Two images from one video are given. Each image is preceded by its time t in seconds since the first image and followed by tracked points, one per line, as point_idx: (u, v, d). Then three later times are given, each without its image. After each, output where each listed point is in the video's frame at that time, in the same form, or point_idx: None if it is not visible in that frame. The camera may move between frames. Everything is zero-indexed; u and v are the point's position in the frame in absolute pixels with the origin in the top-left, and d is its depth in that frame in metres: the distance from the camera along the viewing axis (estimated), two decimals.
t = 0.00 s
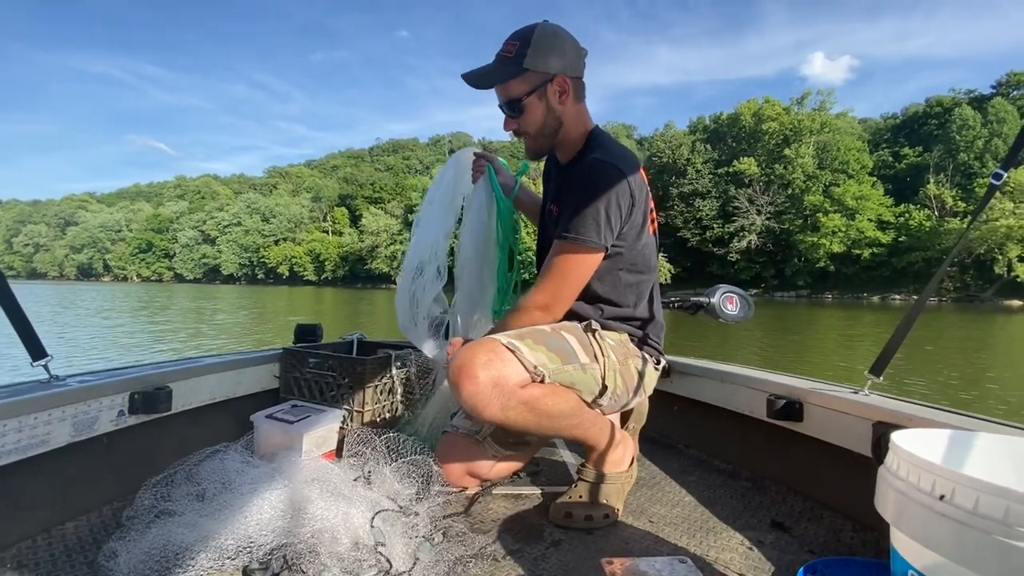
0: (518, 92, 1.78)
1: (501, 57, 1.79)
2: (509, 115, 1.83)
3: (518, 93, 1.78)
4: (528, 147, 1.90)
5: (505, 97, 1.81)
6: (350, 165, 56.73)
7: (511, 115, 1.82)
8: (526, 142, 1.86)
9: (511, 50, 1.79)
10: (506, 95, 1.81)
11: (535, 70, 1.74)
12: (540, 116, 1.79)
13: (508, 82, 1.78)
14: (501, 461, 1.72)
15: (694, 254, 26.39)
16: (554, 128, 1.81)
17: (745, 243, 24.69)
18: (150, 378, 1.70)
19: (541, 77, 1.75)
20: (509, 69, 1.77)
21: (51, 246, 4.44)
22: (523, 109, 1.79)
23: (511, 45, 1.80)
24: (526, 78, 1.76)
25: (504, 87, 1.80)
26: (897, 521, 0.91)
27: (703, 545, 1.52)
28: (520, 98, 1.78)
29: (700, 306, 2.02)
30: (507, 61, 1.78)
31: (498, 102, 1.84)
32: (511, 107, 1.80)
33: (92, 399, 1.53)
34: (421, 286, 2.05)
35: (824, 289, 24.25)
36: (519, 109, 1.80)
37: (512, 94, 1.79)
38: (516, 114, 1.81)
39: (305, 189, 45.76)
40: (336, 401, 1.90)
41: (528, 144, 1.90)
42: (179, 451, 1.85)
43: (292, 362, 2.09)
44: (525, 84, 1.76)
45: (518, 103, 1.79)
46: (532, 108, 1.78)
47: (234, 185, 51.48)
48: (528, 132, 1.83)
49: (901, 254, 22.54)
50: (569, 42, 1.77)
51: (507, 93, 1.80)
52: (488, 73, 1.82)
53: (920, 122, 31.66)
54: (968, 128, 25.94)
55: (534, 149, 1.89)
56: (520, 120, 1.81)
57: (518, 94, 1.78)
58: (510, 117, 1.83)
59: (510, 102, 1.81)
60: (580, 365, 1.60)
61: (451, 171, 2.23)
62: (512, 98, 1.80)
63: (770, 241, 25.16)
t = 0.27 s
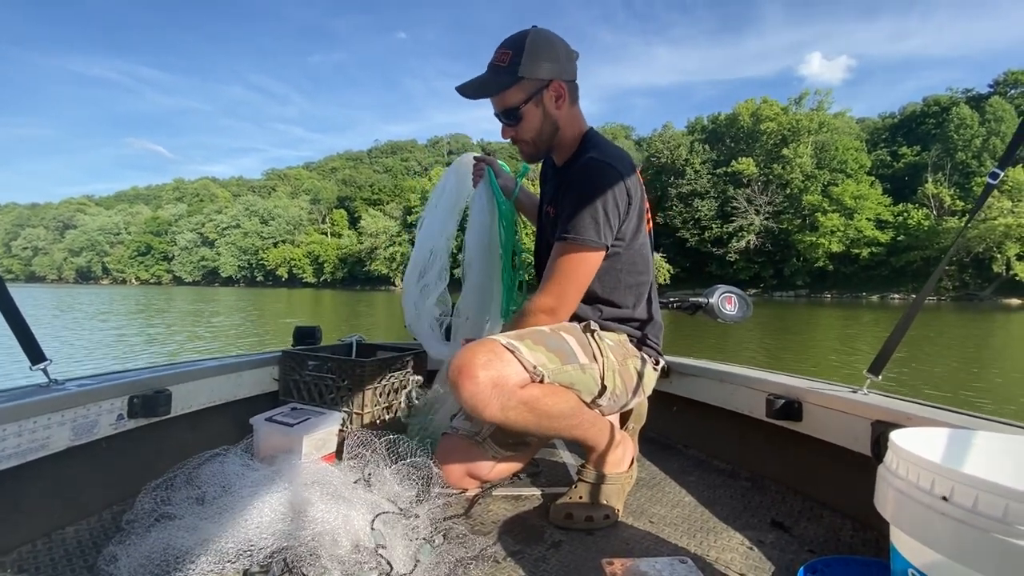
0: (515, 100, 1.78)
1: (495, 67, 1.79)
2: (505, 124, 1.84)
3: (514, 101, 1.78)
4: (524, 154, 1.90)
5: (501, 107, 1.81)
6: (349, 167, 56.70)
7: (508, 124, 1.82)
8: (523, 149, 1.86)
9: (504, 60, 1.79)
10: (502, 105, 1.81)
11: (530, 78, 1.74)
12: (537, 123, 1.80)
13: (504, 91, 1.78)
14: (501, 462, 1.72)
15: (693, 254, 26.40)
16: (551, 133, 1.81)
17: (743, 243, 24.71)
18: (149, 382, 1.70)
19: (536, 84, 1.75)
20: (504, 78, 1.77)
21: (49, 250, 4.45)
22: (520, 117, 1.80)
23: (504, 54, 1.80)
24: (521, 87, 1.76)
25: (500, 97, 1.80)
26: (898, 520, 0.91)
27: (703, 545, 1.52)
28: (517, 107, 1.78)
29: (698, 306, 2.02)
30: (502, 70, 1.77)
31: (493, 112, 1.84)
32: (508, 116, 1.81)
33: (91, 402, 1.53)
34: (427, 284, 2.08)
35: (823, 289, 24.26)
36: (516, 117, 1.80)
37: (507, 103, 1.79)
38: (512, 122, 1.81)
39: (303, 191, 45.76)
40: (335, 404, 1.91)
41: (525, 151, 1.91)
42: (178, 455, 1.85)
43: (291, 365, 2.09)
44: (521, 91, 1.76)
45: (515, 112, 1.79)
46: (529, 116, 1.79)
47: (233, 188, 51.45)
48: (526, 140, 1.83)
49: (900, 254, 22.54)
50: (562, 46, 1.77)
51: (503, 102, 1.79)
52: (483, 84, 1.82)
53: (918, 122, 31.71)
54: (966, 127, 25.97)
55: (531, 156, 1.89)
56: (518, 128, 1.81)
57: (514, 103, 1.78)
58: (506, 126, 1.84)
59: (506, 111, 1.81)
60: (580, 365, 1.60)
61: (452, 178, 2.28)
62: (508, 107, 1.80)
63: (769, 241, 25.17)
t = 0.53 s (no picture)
0: (512, 100, 1.77)
1: (492, 67, 1.78)
2: (502, 125, 1.83)
3: (512, 102, 1.77)
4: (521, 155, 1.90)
5: (498, 106, 1.80)
6: (348, 169, 56.73)
7: (505, 125, 1.81)
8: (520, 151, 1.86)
9: (501, 58, 1.78)
10: (499, 105, 1.80)
11: (528, 79, 1.74)
12: (536, 122, 1.79)
13: (502, 92, 1.77)
14: (501, 462, 1.71)
15: (692, 254, 26.43)
16: (549, 133, 1.82)
17: (742, 243, 24.73)
18: (147, 383, 1.70)
19: (534, 84, 1.76)
20: (503, 78, 1.76)
21: (48, 253, 4.45)
22: (518, 117, 1.79)
23: (501, 54, 1.79)
24: (520, 87, 1.75)
25: (497, 98, 1.79)
26: (895, 516, 0.91)
27: (703, 544, 1.52)
28: (515, 106, 1.78)
29: (697, 305, 2.02)
30: (499, 71, 1.77)
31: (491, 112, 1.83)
32: (506, 116, 1.80)
33: (89, 404, 1.53)
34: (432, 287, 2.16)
35: (822, 288, 24.26)
36: (514, 117, 1.79)
37: (505, 103, 1.78)
38: (510, 122, 1.81)
39: (302, 193, 45.79)
40: (334, 405, 1.91)
41: (521, 152, 1.90)
42: (176, 456, 1.84)
43: (289, 366, 2.09)
44: (519, 92, 1.76)
45: (513, 113, 1.78)
46: (528, 116, 1.78)
47: (232, 190, 51.44)
48: (524, 141, 1.83)
49: (899, 252, 22.57)
50: (558, 46, 1.77)
51: (502, 102, 1.78)
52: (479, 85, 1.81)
53: (916, 121, 31.76)
54: (964, 125, 26.02)
55: (529, 156, 1.88)
56: (516, 128, 1.81)
57: (512, 103, 1.77)
58: (503, 128, 1.83)
59: (503, 111, 1.80)
60: (579, 365, 1.60)
61: (448, 177, 2.30)
62: (506, 107, 1.79)
63: (768, 241, 25.19)
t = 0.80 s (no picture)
0: (536, 80, 1.78)
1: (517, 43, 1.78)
2: (516, 104, 1.81)
3: (535, 80, 1.77)
4: (522, 143, 1.88)
5: (516, 84, 1.79)
6: (346, 169, 56.68)
7: (520, 104, 1.80)
8: (527, 137, 1.84)
9: (529, 37, 1.80)
10: (517, 82, 1.79)
11: (553, 62, 1.78)
12: (550, 109, 1.80)
13: (527, 68, 1.77)
14: (501, 461, 1.71)
15: (691, 252, 26.43)
16: (558, 125, 1.82)
17: (741, 241, 24.73)
18: (146, 384, 1.70)
19: (556, 69, 1.79)
20: (527, 55, 1.77)
21: (46, 255, 4.45)
22: (535, 97, 1.79)
23: (531, 31, 1.81)
24: (546, 67, 1.77)
25: (520, 72, 1.78)
26: (895, 513, 0.91)
27: (703, 542, 1.52)
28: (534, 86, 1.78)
29: (696, 304, 2.02)
30: (529, 47, 1.78)
31: (508, 88, 1.81)
32: (521, 95, 1.79)
33: (88, 406, 1.53)
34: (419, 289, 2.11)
35: (821, 286, 24.29)
36: (530, 97, 1.79)
37: (524, 81, 1.78)
38: (525, 102, 1.80)
39: (301, 194, 45.76)
40: (335, 405, 1.92)
41: (524, 142, 1.88)
42: (175, 457, 1.84)
43: (288, 367, 2.09)
44: (544, 72, 1.78)
45: (531, 93, 1.78)
46: (544, 100, 1.79)
47: (230, 191, 51.39)
48: (534, 126, 1.81)
49: (897, 250, 22.60)
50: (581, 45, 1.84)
51: (521, 79, 1.78)
52: (504, 56, 1.80)
53: (914, 118, 31.78)
54: (961, 122, 26.04)
55: (532, 147, 1.86)
56: (529, 111, 1.80)
57: (532, 82, 1.78)
58: (516, 106, 1.82)
59: (524, 87, 1.79)
60: (580, 364, 1.60)
61: (440, 178, 2.29)
62: (524, 87, 1.78)
63: (766, 239, 25.18)
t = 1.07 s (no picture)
0: (560, 64, 1.81)
1: (541, 26, 1.80)
2: (535, 85, 1.80)
3: (558, 65, 1.80)
4: (531, 130, 1.85)
5: (536, 65, 1.80)
6: (344, 169, 56.62)
7: (540, 86, 1.80)
8: (540, 121, 1.81)
9: (553, 23, 1.83)
10: (538, 64, 1.80)
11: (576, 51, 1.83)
12: (566, 98, 1.82)
13: (551, 51, 1.80)
14: (502, 460, 1.71)
15: (690, 250, 26.42)
16: (568, 117, 1.84)
17: (740, 239, 24.73)
18: (145, 385, 1.70)
19: (575, 60, 1.83)
20: (552, 38, 1.80)
21: (42, 256, 4.44)
22: (555, 82, 1.80)
23: (555, 22, 1.86)
24: (569, 55, 1.81)
25: (545, 54, 1.80)
26: (894, 508, 0.91)
27: (702, 539, 1.53)
28: (555, 69, 1.80)
29: (694, 301, 2.02)
30: (555, 33, 1.82)
31: (529, 68, 1.81)
32: (540, 77, 1.80)
33: (86, 407, 1.53)
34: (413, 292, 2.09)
35: (820, 283, 24.29)
36: (549, 81, 1.80)
37: (546, 64, 1.80)
38: (542, 85, 1.80)
39: (299, 194, 45.69)
40: (333, 405, 1.92)
41: (531, 131, 1.86)
42: (174, 458, 1.85)
43: (287, 367, 2.09)
44: (566, 59, 1.81)
45: (552, 76, 1.79)
46: (563, 86, 1.81)
47: (227, 191, 51.28)
48: (547, 113, 1.81)
49: (895, 246, 22.62)
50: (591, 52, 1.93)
51: (543, 61, 1.79)
52: (530, 35, 1.81)
53: (911, 115, 31.81)
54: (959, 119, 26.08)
55: (540, 137, 1.85)
56: (546, 95, 1.80)
57: (554, 66, 1.80)
58: (534, 88, 1.80)
59: (548, 69, 1.80)
60: (583, 364, 1.60)
61: (432, 180, 2.30)
62: (545, 69, 1.80)
63: (765, 236, 25.19)
